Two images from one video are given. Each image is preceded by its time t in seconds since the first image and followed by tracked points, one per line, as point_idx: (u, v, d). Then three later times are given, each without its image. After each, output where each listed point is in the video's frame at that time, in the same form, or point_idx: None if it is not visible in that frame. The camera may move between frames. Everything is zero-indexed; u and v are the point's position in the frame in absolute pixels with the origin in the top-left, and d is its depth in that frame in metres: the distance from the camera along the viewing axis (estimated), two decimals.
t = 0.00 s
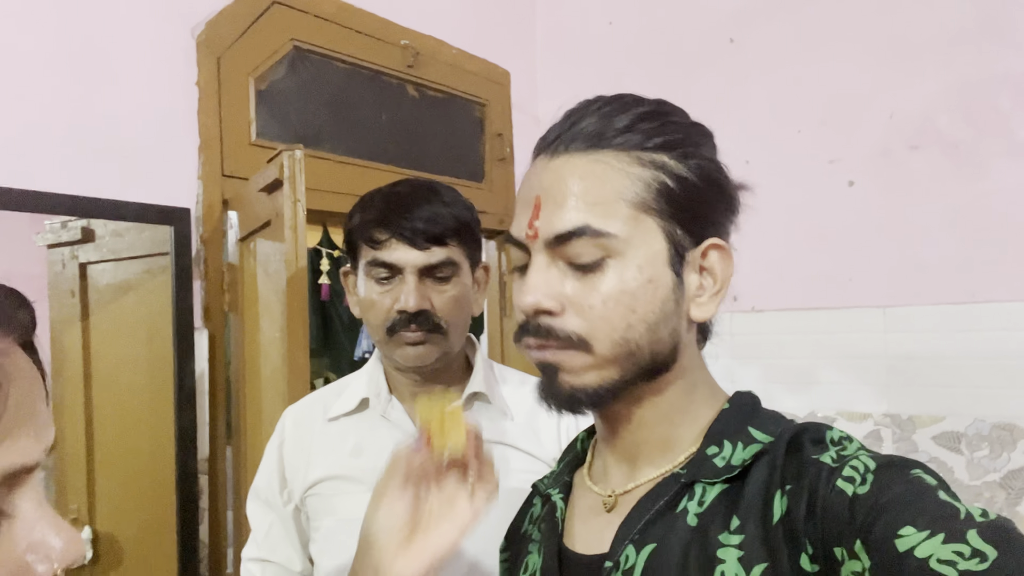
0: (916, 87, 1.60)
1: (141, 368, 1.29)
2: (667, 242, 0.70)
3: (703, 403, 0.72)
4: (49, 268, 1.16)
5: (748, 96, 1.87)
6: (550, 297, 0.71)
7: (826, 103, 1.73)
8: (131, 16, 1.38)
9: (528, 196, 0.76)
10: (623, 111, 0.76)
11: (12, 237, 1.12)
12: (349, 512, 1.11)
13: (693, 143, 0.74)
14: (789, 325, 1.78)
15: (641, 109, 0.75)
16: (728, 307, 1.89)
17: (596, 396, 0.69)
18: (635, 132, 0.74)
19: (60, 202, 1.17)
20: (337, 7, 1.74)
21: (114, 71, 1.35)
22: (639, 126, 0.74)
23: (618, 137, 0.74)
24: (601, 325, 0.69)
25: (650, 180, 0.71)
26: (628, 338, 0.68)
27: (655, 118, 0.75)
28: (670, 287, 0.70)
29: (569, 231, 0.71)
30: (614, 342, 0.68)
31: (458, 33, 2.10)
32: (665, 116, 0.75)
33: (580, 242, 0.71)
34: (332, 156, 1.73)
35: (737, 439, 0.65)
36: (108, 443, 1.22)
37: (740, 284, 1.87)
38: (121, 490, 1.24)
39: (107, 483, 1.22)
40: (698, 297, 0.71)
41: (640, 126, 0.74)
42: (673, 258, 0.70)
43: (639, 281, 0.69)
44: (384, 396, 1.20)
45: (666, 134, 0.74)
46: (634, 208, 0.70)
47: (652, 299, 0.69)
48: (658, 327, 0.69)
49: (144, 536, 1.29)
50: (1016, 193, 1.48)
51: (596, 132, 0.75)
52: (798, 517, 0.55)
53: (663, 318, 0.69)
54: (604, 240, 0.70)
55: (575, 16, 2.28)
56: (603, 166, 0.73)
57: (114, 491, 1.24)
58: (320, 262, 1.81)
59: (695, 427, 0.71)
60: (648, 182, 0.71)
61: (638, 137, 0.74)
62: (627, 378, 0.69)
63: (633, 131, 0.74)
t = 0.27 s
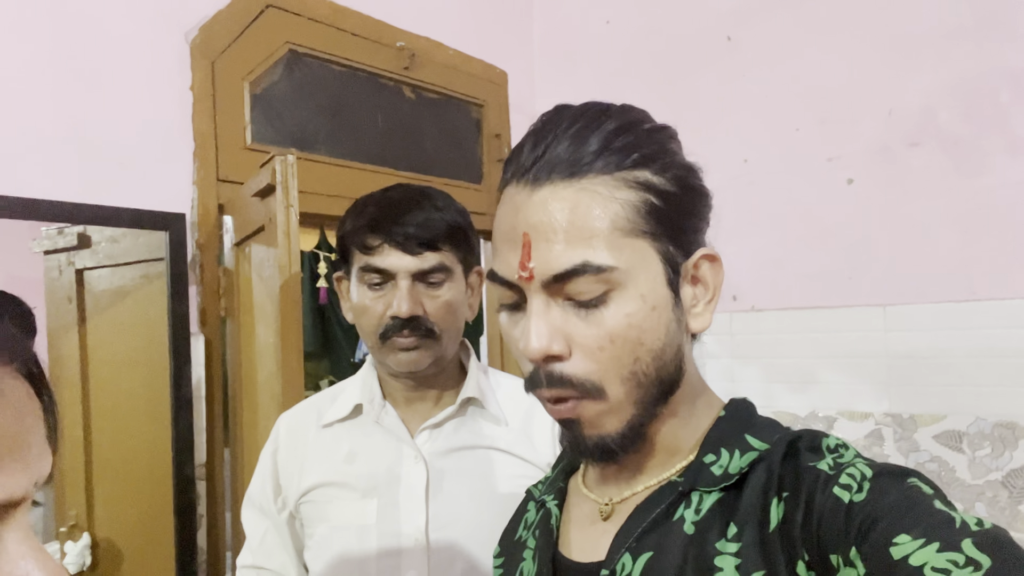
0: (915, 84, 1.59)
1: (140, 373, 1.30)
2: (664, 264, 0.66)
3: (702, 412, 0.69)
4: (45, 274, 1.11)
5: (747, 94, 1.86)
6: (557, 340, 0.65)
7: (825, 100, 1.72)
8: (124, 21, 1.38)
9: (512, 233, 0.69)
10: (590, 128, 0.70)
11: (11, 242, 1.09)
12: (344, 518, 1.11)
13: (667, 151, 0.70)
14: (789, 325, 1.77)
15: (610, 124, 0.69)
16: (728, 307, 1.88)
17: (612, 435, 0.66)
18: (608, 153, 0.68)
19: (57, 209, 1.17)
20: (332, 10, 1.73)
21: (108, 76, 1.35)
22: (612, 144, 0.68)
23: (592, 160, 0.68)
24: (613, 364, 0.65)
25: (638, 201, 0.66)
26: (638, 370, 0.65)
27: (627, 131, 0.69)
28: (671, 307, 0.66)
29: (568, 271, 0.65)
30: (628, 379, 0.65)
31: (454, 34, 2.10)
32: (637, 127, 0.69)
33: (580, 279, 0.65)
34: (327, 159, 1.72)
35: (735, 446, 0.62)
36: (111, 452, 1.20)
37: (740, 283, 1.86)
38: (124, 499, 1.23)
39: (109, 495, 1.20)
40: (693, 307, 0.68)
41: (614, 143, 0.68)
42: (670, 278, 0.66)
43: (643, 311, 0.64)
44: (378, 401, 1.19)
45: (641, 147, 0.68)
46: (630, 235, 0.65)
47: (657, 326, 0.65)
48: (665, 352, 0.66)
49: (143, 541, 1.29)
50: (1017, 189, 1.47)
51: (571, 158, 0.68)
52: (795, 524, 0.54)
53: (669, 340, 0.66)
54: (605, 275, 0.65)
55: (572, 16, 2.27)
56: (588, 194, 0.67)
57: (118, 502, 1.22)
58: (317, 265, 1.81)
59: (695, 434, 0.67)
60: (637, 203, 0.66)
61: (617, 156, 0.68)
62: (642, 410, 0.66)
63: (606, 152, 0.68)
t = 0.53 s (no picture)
0: (912, 81, 1.59)
1: (140, 376, 1.29)
2: (658, 265, 0.66)
3: (699, 410, 0.69)
4: (44, 279, 1.13)
5: (745, 93, 1.86)
6: (555, 348, 0.65)
7: (823, 98, 1.72)
8: (121, 24, 1.38)
9: (504, 243, 0.69)
10: (577, 133, 0.70)
11: (12, 247, 1.10)
12: (342, 519, 1.11)
13: (656, 151, 0.70)
14: (789, 323, 1.77)
15: (596, 127, 0.69)
16: (727, 305, 1.88)
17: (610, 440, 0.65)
18: (597, 156, 0.68)
19: (54, 212, 1.17)
20: (330, 11, 1.73)
21: (105, 80, 1.35)
22: (601, 147, 0.68)
23: (582, 164, 0.68)
24: (610, 367, 0.64)
25: (630, 204, 0.66)
26: (637, 372, 0.65)
27: (615, 134, 0.69)
28: (667, 308, 0.66)
29: (563, 279, 0.65)
30: (626, 380, 0.64)
31: (452, 35, 2.10)
32: (625, 129, 0.69)
33: (576, 286, 0.65)
34: (325, 160, 1.72)
35: (734, 443, 0.62)
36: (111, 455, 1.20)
37: (739, 282, 1.86)
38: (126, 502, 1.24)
39: (110, 497, 1.20)
40: (689, 306, 0.68)
41: (602, 146, 0.68)
42: (666, 279, 0.66)
43: (639, 314, 0.64)
44: (374, 402, 1.19)
45: (630, 148, 0.69)
46: (624, 239, 0.65)
47: (654, 328, 0.65)
48: (663, 354, 0.66)
49: (143, 544, 1.29)
50: (1016, 186, 1.46)
51: (561, 164, 0.68)
52: (796, 520, 0.53)
53: (667, 341, 0.66)
54: (601, 280, 0.64)
55: (570, 16, 2.27)
56: (580, 199, 0.67)
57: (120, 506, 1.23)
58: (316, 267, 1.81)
59: (693, 433, 0.67)
60: (629, 207, 0.66)
61: (607, 160, 0.68)
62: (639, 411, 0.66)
63: (595, 156, 0.68)
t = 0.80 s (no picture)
0: (908, 80, 1.59)
1: (136, 378, 1.29)
2: (653, 266, 0.66)
3: (697, 410, 0.69)
4: (40, 280, 1.13)
5: (741, 93, 1.86)
6: (549, 348, 0.65)
7: (818, 98, 1.73)
8: (116, 25, 1.38)
9: (499, 242, 0.69)
10: (573, 133, 0.70)
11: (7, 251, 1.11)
12: (338, 521, 1.10)
13: (652, 152, 0.70)
14: (785, 323, 1.77)
15: (592, 127, 0.69)
16: (724, 305, 1.88)
17: (606, 439, 0.66)
18: (593, 156, 0.68)
19: (50, 215, 1.17)
20: (325, 13, 1.73)
21: (101, 82, 1.35)
22: (597, 147, 0.68)
23: (577, 164, 0.68)
24: (604, 367, 0.64)
25: (625, 204, 0.66)
26: (632, 373, 0.65)
27: (610, 134, 0.69)
28: (662, 310, 0.66)
29: (557, 279, 0.65)
30: (620, 381, 0.65)
31: (448, 36, 2.09)
32: (621, 129, 0.69)
33: (571, 287, 0.65)
34: (321, 162, 1.72)
35: (733, 441, 0.61)
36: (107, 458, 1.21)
37: (736, 282, 1.87)
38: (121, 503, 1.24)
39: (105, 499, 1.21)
40: (684, 308, 0.68)
41: (598, 147, 0.68)
42: (660, 280, 0.66)
43: (634, 315, 0.64)
44: (370, 404, 1.19)
45: (626, 149, 0.68)
46: (619, 240, 0.65)
47: (649, 329, 0.65)
48: (658, 355, 0.66)
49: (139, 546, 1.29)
50: (1011, 185, 1.47)
51: (556, 163, 0.68)
52: (795, 518, 0.52)
53: (662, 342, 0.66)
54: (595, 281, 0.64)
55: (566, 17, 2.27)
56: (575, 199, 0.67)
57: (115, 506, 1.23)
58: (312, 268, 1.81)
59: (692, 431, 0.67)
60: (624, 207, 0.66)
61: (602, 160, 0.68)
62: (634, 411, 0.66)
63: (590, 156, 0.68)
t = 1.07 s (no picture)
0: (905, 78, 1.59)
1: (131, 380, 1.28)
2: (654, 274, 0.66)
3: (698, 417, 0.68)
4: (33, 281, 1.16)
5: (737, 91, 1.86)
6: (550, 358, 0.64)
7: (816, 96, 1.72)
8: (109, 24, 1.37)
9: (498, 253, 0.68)
10: (572, 141, 0.69)
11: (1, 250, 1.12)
12: (336, 526, 1.09)
13: (652, 159, 0.69)
14: (783, 321, 1.77)
15: (591, 135, 0.69)
16: (722, 304, 1.88)
17: (608, 449, 0.65)
18: (592, 165, 0.67)
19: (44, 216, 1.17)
20: (321, 10, 1.72)
21: (94, 81, 1.33)
22: (596, 155, 0.68)
23: (577, 173, 0.67)
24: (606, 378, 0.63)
25: (625, 213, 0.66)
26: (635, 382, 0.64)
27: (610, 142, 0.68)
28: (664, 318, 0.65)
29: (558, 289, 0.64)
30: (623, 391, 0.64)
31: (445, 33, 2.08)
32: (620, 136, 0.69)
33: (571, 297, 0.64)
34: (318, 161, 1.71)
35: (735, 448, 0.61)
36: (103, 458, 1.23)
37: (733, 280, 1.87)
38: (117, 503, 1.24)
39: (102, 497, 1.23)
40: (686, 315, 0.68)
41: (597, 155, 0.68)
42: (661, 289, 0.66)
43: (635, 325, 0.64)
44: (368, 407, 1.19)
45: (625, 156, 0.68)
46: (619, 249, 0.64)
47: (650, 338, 0.64)
48: (660, 364, 0.65)
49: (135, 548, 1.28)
50: (1008, 183, 1.47)
51: (555, 173, 0.68)
52: (799, 526, 0.52)
53: (663, 351, 0.65)
54: (596, 290, 0.64)
55: (563, 13, 2.26)
56: (575, 208, 0.66)
57: (110, 504, 1.24)
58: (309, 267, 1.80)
59: (692, 439, 0.67)
60: (625, 215, 0.66)
61: (602, 169, 0.67)
62: (635, 421, 0.65)
63: (590, 164, 0.67)
